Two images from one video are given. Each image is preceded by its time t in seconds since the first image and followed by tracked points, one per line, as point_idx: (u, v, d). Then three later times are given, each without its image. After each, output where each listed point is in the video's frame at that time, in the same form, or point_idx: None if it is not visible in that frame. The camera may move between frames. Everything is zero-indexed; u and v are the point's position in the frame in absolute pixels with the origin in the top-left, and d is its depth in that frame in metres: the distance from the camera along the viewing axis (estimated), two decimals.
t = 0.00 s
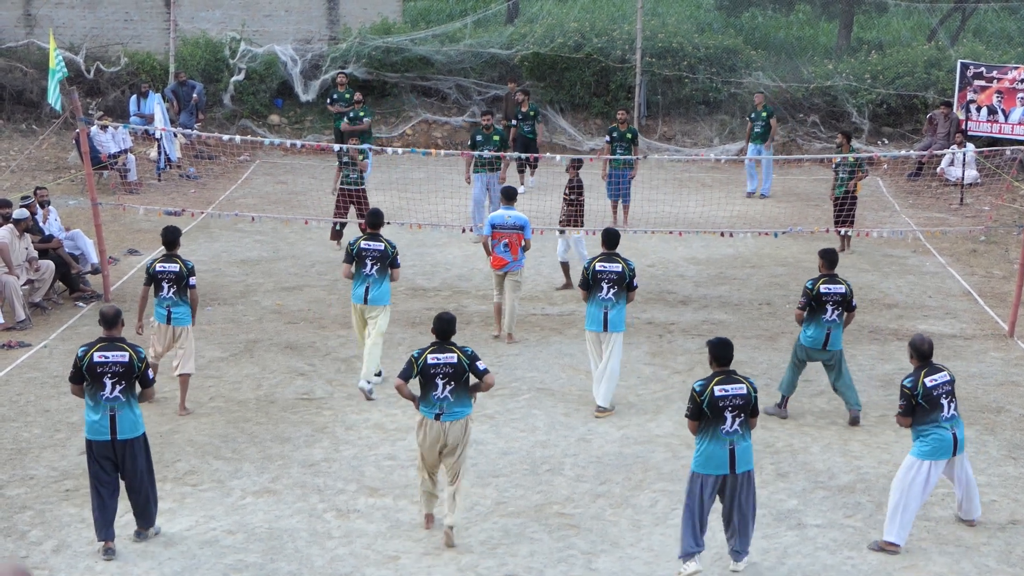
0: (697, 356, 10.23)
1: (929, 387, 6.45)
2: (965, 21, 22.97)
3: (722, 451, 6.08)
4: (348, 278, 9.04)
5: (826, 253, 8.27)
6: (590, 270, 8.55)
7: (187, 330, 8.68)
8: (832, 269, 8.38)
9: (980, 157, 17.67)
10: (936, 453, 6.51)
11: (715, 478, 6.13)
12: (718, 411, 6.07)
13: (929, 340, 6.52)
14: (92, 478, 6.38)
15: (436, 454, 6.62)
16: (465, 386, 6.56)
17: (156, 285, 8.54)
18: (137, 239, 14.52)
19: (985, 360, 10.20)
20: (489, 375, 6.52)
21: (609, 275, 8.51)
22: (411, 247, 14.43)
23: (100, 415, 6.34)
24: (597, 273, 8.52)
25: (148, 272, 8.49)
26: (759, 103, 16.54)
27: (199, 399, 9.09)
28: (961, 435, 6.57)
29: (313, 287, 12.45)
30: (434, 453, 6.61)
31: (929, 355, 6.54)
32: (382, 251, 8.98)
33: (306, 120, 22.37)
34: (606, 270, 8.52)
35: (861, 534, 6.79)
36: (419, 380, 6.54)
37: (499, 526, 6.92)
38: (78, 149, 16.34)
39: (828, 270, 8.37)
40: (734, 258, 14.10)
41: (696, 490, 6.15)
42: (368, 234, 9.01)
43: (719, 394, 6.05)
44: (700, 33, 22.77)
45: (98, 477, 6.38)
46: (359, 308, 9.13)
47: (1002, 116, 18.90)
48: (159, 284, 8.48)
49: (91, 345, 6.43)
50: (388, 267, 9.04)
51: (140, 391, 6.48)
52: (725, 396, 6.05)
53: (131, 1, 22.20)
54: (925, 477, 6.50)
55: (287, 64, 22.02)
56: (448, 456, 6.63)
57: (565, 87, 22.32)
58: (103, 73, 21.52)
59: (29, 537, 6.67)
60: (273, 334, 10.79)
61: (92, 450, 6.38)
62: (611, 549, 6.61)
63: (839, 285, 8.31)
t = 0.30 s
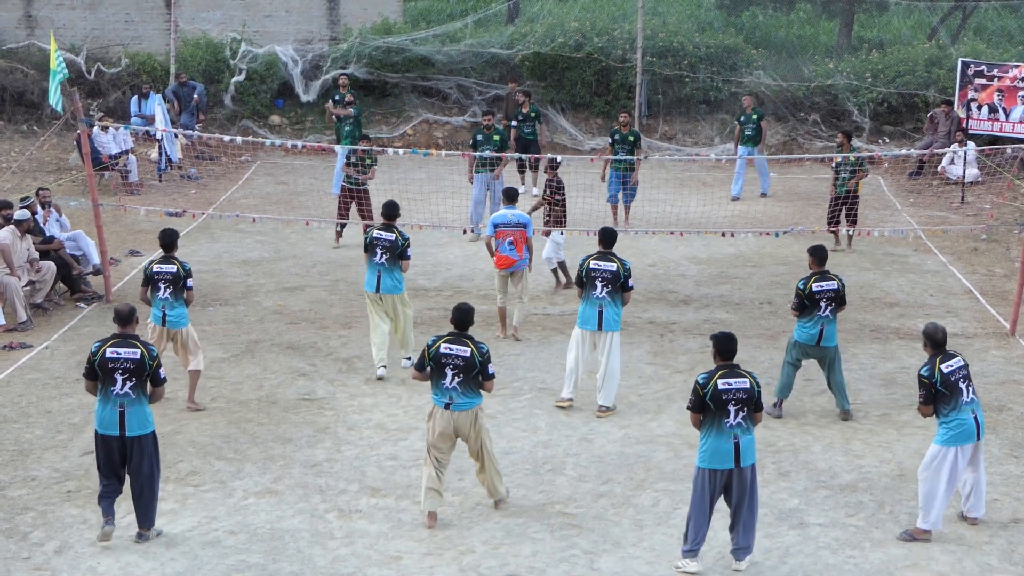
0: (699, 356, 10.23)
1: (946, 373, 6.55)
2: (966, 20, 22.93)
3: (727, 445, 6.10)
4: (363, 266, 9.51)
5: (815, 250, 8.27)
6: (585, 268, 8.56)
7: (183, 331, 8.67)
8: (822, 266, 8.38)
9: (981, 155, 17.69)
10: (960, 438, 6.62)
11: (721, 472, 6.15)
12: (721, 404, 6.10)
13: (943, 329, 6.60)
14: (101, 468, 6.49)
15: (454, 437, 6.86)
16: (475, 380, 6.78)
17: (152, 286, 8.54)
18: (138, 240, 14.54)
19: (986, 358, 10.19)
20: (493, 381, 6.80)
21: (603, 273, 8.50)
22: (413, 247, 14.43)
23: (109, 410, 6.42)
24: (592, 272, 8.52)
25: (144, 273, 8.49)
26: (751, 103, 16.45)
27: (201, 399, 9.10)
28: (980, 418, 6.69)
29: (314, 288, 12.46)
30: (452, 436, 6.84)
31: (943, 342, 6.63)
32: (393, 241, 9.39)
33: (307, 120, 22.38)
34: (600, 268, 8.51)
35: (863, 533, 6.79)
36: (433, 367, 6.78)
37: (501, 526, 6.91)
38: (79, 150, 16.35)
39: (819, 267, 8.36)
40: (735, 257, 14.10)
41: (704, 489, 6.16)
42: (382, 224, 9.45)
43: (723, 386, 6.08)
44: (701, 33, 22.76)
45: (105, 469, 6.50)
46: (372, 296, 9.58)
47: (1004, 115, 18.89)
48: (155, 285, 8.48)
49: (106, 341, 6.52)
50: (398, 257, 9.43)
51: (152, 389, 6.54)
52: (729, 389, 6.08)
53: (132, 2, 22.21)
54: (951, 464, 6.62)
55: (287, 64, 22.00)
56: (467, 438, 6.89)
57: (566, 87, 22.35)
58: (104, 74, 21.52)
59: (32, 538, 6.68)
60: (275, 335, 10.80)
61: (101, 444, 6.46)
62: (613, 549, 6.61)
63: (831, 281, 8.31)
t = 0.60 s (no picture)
0: (700, 355, 10.23)
1: (946, 369, 6.55)
2: (967, 18, 22.89)
3: (726, 441, 6.09)
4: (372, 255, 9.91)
5: (815, 248, 8.30)
6: (576, 266, 8.62)
7: (190, 330, 8.67)
8: (822, 265, 8.41)
9: (984, 154, 17.86)
10: (958, 434, 6.62)
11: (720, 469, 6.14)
12: (721, 399, 6.12)
13: (944, 324, 6.59)
14: (95, 464, 6.52)
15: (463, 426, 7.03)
16: (489, 369, 6.98)
17: (161, 283, 8.60)
18: (139, 240, 14.55)
19: (988, 357, 10.19)
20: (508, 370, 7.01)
21: (593, 273, 8.54)
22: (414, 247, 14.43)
23: (102, 406, 6.45)
24: (582, 270, 8.58)
25: (155, 272, 8.57)
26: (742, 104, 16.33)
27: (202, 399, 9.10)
28: (978, 415, 6.70)
29: (316, 288, 12.47)
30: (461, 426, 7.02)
31: (945, 338, 6.63)
32: (401, 233, 9.80)
33: (308, 120, 22.38)
34: (591, 267, 8.56)
35: (865, 532, 6.78)
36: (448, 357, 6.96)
37: (503, 526, 6.91)
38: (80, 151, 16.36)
39: (820, 266, 8.40)
40: (736, 256, 14.10)
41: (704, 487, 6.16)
42: (390, 217, 9.84)
43: (723, 381, 6.10)
44: (702, 32, 22.75)
45: (100, 466, 6.53)
46: (378, 284, 9.97)
47: (1005, 113, 18.86)
48: (164, 284, 8.54)
49: (107, 337, 6.56)
50: (408, 248, 9.86)
51: (148, 389, 6.53)
52: (729, 385, 6.10)
53: (133, 3, 22.23)
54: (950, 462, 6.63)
55: (289, 65, 22.02)
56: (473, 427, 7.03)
57: (567, 87, 22.35)
58: (105, 75, 21.53)
59: (33, 538, 6.69)
60: (277, 335, 10.81)
61: (95, 439, 6.51)
62: (615, 548, 6.61)
63: (831, 279, 8.33)
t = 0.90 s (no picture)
0: (702, 355, 10.24)
1: (938, 367, 6.60)
2: (968, 17, 22.89)
3: (722, 450, 6.08)
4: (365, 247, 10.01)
5: (820, 248, 8.31)
6: (577, 267, 8.61)
7: (200, 328, 8.70)
8: (827, 264, 8.42)
9: (985, 152, 17.80)
10: (948, 433, 6.65)
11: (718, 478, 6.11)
12: (718, 409, 6.11)
13: (938, 324, 6.65)
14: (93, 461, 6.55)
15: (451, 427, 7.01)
16: (473, 367, 6.95)
17: (174, 281, 8.67)
18: (141, 241, 14.55)
19: (990, 356, 10.18)
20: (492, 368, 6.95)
21: (594, 273, 8.53)
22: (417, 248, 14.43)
23: (101, 404, 6.47)
24: (583, 271, 8.56)
25: (169, 268, 8.65)
26: (742, 109, 16.10)
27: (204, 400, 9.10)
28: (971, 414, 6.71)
29: (318, 288, 12.46)
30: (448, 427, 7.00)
31: (938, 338, 6.67)
32: (389, 226, 9.83)
33: (309, 121, 22.40)
34: (591, 268, 8.55)
35: (868, 531, 6.78)
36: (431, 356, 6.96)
37: (506, 525, 6.91)
38: (82, 152, 16.37)
39: (824, 264, 8.40)
40: (738, 255, 14.10)
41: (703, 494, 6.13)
42: (381, 209, 9.88)
43: (718, 392, 6.12)
44: (703, 31, 22.75)
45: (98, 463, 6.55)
46: (373, 277, 10.06)
47: (1006, 112, 18.91)
48: (176, 280, 8.61)
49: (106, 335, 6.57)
50: (395, 241, 9.88)
51: (144, 387, 6.49)
52: (725, 394, 6.11)
53: (134, 4, 22.24)
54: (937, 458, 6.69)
55: (290, 65, 22.03)
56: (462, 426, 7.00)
57: (569, 86, 22.33)
58: (107, 76, 21.53)
59: (36, 540, 6.69)
60: (279, 336, 10.81)
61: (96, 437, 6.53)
62: (618, 548, 6.61)
63: (834, 278, 8.33)
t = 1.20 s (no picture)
0: (704, 354, 10.23)
1: (922, 370, 6.60)
2: (971, 16, 22.97)
3: (743, 438, 6.14)
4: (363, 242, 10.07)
5: (844, 247, 8.26)
6: (587, 267, 8.58)
7: (204, 325, 8.71)
8: (848, 263, 8.39)
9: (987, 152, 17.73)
10: (933, 436, 6.63)
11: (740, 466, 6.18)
12: (741, 398, 6.19)
13: (925, 328, 6.62)
14: (103, 460, 6.54)
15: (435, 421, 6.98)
16: (451, 358, 6.89)
17: (179, 278, 8.70)
18: (143, 240, 14.56)
19: (992, 355, 10.17)
20: (467, 357, 6.87)
21: (605, 273, 8.51)
22: (418, 247, 14.43)
23: (109, 403, 6.48)
24: (594, 271, 8.54)
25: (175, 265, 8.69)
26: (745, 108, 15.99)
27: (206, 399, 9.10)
28: (958, 419, 6.67)
29: (319, 287, 12.46)
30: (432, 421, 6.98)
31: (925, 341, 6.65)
32: (376, 223, 9.79)
33: (311, 120, 22.38)
34: (602, 267, 8.52)
35: (870, 530, 6.77)
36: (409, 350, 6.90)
37: (508, 524, 6.91)
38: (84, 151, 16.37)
39: (846, 264, 8.38)
40: (740, 254, 14.09)
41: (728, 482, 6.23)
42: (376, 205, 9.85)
43: (743, 380, 6.19)
44: (705, 30, 22.74)
45: (105, 461, 6.54)
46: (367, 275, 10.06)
47: (1008, 111, 18.91)
48: (180, 278, 8.63)
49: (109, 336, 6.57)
50: (381, 238, 9.83)
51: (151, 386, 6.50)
52: (749, 383, 6.18)
53: (136, 3, 22.26)
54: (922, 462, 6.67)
55: (292, 64, 22.06)
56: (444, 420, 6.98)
57: (571, 85, 22.32)
58: (109, 75, 21.54)
59: (38, 538, 6.70)
60: (280, 335, 10.80)
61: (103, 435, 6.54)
62: (620, 547, 6.60)
63: (854, 279, 8.31)
